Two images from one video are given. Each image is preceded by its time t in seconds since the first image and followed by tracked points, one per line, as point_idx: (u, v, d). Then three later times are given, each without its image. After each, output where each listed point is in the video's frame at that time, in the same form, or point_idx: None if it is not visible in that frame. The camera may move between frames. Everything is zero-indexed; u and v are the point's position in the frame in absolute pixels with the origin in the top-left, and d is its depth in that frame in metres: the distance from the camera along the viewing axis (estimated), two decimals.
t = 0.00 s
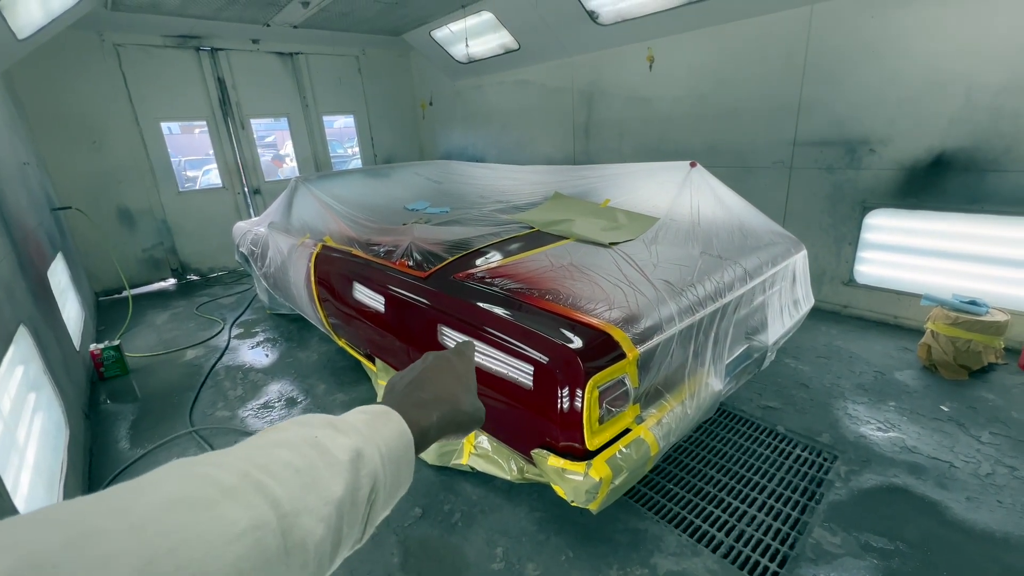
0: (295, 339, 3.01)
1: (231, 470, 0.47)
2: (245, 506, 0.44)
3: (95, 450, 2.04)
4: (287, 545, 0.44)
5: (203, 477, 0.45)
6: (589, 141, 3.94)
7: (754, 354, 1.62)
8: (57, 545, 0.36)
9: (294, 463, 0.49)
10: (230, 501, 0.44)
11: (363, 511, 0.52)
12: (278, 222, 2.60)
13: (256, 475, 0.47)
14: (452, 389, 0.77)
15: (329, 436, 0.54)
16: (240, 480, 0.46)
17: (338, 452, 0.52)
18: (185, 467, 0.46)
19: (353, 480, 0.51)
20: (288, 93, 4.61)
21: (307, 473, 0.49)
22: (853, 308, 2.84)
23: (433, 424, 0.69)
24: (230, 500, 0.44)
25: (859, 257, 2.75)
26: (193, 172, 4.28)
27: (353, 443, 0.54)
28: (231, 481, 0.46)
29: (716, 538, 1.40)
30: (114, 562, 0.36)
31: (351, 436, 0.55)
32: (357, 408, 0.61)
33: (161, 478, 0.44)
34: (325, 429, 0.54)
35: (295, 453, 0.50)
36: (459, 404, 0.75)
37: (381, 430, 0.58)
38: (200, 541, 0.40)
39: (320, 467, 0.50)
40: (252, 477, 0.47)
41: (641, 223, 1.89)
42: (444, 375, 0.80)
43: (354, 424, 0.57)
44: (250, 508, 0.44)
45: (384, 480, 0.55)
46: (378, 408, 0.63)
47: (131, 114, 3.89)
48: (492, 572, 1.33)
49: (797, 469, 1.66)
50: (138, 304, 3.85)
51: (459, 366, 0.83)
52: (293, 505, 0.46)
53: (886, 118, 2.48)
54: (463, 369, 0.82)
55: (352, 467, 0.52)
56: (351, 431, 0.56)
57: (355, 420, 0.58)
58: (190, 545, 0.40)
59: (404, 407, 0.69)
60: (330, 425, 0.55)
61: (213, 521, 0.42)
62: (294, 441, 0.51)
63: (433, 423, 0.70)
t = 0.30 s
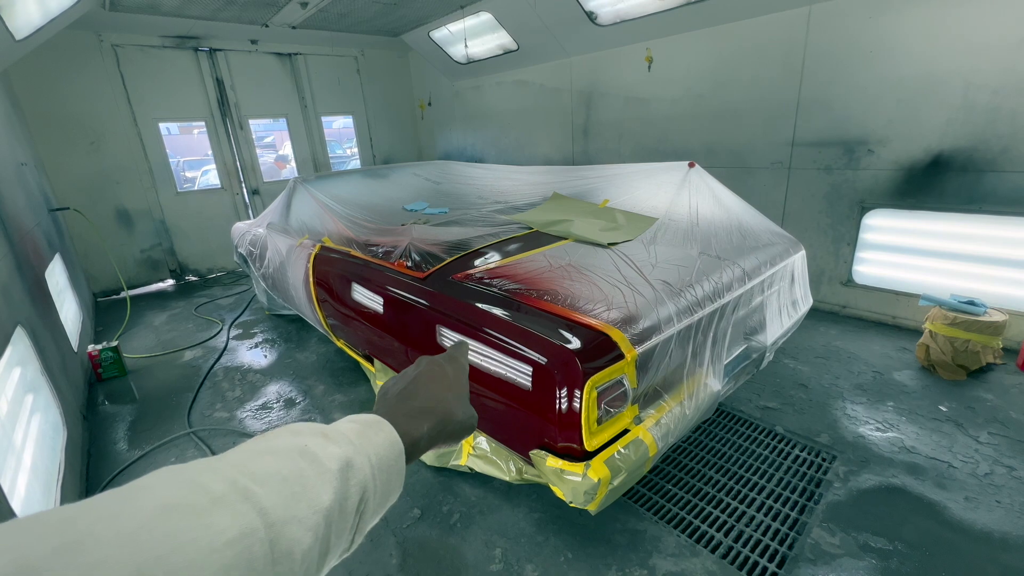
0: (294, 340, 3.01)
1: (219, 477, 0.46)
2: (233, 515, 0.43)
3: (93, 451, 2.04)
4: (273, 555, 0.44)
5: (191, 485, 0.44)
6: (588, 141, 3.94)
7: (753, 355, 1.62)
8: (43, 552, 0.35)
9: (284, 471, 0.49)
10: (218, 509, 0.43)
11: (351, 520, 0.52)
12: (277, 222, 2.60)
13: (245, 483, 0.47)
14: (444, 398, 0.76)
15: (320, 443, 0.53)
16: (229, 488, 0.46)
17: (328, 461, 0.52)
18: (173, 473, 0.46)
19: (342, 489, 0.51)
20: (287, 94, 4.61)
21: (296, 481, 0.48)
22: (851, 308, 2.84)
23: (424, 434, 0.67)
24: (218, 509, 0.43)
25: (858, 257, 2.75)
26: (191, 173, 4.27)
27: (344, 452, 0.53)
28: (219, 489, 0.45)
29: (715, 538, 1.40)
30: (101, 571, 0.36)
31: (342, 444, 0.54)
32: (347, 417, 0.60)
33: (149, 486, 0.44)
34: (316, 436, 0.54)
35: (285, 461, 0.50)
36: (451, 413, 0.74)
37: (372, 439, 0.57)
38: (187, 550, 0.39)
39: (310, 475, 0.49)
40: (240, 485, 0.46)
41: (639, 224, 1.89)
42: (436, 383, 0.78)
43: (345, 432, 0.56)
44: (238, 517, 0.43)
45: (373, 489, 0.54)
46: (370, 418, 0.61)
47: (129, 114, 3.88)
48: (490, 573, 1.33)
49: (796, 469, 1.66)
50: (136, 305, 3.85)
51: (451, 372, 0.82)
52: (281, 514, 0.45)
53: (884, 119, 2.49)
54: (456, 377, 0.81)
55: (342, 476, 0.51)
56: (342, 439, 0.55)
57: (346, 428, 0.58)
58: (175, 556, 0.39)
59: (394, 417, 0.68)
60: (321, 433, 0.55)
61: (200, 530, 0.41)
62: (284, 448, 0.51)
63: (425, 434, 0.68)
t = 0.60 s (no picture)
0: (292, 341, 3.00)
1: (217, 474, 0.46)
2: (230, 511, 0.43)
3: (91, 452, 2.03)
4: (273, 550, 0.43)
5: (184, 482, 0.44)
6: (587, 141, 3.93)
7: (751, 354, 1.63)
8: (29, 552, 0.35)
9: (282, 466, 0.48)
10: (212, 505, 0.43)
11: (355, 513, 0.52)
12: (275, 223, 2.59)
13: (241, 479, 0.46)
14: (447, 392, 0.75)
15: (319, 437, 0.52)
16: (225, 484, 0.45)
17: (327, 454, 0.51)
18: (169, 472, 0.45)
19: (344, 483, 0.50)
20: (284, 94, 4.60)
21: (294, 477, 0.48)
22: (850, 307, 2.84)
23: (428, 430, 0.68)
24: (215, 505, 0.43)
25: (856, 256, 2.76)
26: (189, 174, 4.27)
27: (344, 445, 0.53)
28: (216, 486, 0.45)
29: (715, 537, 1.40)
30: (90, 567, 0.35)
31: (341, 438, 0.54)
32: (349, 412, 0.59)
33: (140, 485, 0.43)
34: (314, 430, 0.53)
35: (283, 455, 0.49)
36: (455, 408, 0.74)
37: (372, 432, 0.57)
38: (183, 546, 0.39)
39: (309, 469, 0.49)
40: (236, 481, 0.46)
41: (638, 223, 1.88)
42: (440, 377, 0.77)
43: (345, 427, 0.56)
44: (233, 512, 0.43)
45: (377, 482, 0.54)
46: (371, 412, 0.61)
47: (127, 115, 3.87)
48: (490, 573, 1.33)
49: (796, 468, 1.66)
50: (134, 306, 3.83)
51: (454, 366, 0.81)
52: (279, 508, 0.45)
53: (881, 117, 2.49)
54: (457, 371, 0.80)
55: (343, 469, 0.51)
56: (342, 434, 0.55)
57: (347, 423, 0.57)
58: (169, 552, 0.39)
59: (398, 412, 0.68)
60: (320, 427, 0.54)
61: (194, 526, 0.40)
62: (282, 443, 0.50)
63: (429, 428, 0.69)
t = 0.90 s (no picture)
0: (290, 341, 3.00)
1: (204, 502, 0.45)
2: (217, 542, 0.42)
3: (89, 454, 2.03)
4: None
5: (172, 511, 0.43)
6: (584, 139, 3.93)
7: (748, 351, 1.63)
8: None
9: (272, 493, 0.48)
10: (200, 535, 0.42)
11: (342, 541, 0.51)
12: (272, 223, 2.58)
13: (230, 508, 0.46)
14: (440, 411, 0.74)
15: (309, 462, 0.52)
16: (214, 513, 0.45)
17: (318, 480, 0.50)
18: (157, 498, 0.44)
19: (332, 511, 0.50)
20: (281, 93, 4.58)
21: (283, 506, 0.47)
22: (846, 304, 2.86)
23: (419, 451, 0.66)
24: (202, 536, 0.42)
25: (853, 253, 2.77)
26: (186, 174, 4.25)
27: (335, 471, 0.52)
28: (203, 515, 0.44)
29: (713, 534, 1.40)
30: None
31: (332, 463, 0.53)
32: (338, 432, 0.59)
33: (128, 513, 0.42)
34: (305, 455, 0.53)
35: (273, 481, 0.49)
36: (447, 428, 0.73)
37: (363, 456, 0.56)
38: None
39: (299, 496, 0.48)
40: (225, 510, 0.45)
41: (636, 222, 1.89)
42: (432, 395, 0.77)
43: (335, 450, 0.56)
44: (221, 544, 0.42)
45: (366, 509, 0.53)
46: (361, 434, 0.60)
47: (122, 115, 3.86)
48: (489, 571, 1.33)
49: (793, 465, 1.67)
50: (131, 307, 3.83)
51: (447, 384, 0.80)
52: (267, 539, 0.44)
53: (877, 115, 2.50)
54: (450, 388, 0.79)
55: (332, 497, 0.50)
56: (333, 459, 0.54)
57: (338, 446, 0.57)
58: None
59: (389, 432, 0.66)
60: (312, 451, 0.54)
61: (181, 559, 0.40)
62: (272, 469, 0.50)
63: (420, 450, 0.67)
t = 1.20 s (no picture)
0: (291, 341, 3.00)
1: (217, 507, 0.45)
2: (230, 549, 0.42)
3: (91, 454, 2.03)
4: None
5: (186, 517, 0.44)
6: (583, 138, 3.94)
7: (747, 349, 1.64)
8: None
9: (284, 499, 0.48)
10: (215, 542, 0.42)
11: (351, 547, 0.51)
12: (272, 223, 2.59)
13: (243, 514, 0.46)
14: (448, 417, 0.73)
15: (320, 468, 0.52)
16: (227, 519, 0.45)
17: (328, 487, 0.51)
18: (170, 504, 0.45)
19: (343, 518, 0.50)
20: (279, 93, 4.58)
21: (295, 513, 0.47)
22: (845, 302, 2.86)
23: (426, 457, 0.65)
24: (217, 543, 0.42)
25: (852, 251, 2.77)
26: (185, 174, 4.25)
27: (345, 478, 0.53)
28: (216, 521, 0.44)
29: (712, 531, 1.41)
30: None
31: (343, 469, 0.53)
32: (348, 437, 0.59)
33: (142, 519, 0.43)
34: (316, 461, 0.53)
35: (285, 487, 0.49)
36: (455, 433, 0.72)
37: (373, 462, 0.56)
38: None
39: (311, 503, 0.48)
40: (238, 517, 0.46)
41: (635, 220, 1.89)
42: (442, 397, 0.76)
43: (345, 455, 0.56)
44: (235, 550, 0.43)
45: (375, 515, 0.54)
46: (371, 438, 0.61)
47: (121, 115, 3.85)
48: (490, 569, 1.34)
49: (792, 462, 1.68)
50: (132, 307, 3.83)
51: (457, 385, 0.79)
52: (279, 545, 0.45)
53: (876, 113, 2.50)
54: (460, 391, 0.78)
55: (342, 504, 0.50)
56: (343, 464, 0.54)
57: (348, 450, 0.57)
58: None
59: (397, 437, 0.66)
60: (323, 456, 0.54)
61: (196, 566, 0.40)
62: (284, 475, 0.50)
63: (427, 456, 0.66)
